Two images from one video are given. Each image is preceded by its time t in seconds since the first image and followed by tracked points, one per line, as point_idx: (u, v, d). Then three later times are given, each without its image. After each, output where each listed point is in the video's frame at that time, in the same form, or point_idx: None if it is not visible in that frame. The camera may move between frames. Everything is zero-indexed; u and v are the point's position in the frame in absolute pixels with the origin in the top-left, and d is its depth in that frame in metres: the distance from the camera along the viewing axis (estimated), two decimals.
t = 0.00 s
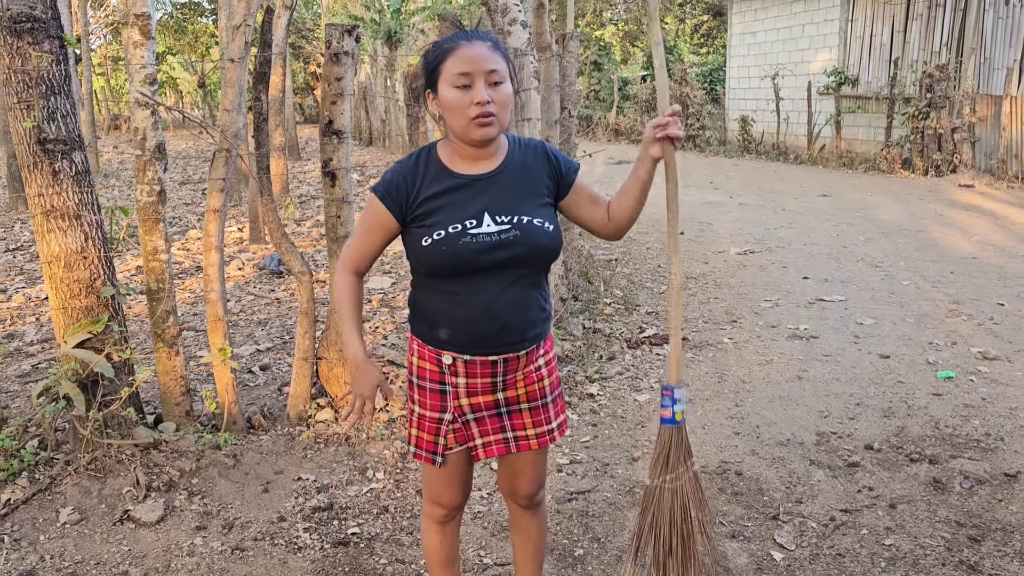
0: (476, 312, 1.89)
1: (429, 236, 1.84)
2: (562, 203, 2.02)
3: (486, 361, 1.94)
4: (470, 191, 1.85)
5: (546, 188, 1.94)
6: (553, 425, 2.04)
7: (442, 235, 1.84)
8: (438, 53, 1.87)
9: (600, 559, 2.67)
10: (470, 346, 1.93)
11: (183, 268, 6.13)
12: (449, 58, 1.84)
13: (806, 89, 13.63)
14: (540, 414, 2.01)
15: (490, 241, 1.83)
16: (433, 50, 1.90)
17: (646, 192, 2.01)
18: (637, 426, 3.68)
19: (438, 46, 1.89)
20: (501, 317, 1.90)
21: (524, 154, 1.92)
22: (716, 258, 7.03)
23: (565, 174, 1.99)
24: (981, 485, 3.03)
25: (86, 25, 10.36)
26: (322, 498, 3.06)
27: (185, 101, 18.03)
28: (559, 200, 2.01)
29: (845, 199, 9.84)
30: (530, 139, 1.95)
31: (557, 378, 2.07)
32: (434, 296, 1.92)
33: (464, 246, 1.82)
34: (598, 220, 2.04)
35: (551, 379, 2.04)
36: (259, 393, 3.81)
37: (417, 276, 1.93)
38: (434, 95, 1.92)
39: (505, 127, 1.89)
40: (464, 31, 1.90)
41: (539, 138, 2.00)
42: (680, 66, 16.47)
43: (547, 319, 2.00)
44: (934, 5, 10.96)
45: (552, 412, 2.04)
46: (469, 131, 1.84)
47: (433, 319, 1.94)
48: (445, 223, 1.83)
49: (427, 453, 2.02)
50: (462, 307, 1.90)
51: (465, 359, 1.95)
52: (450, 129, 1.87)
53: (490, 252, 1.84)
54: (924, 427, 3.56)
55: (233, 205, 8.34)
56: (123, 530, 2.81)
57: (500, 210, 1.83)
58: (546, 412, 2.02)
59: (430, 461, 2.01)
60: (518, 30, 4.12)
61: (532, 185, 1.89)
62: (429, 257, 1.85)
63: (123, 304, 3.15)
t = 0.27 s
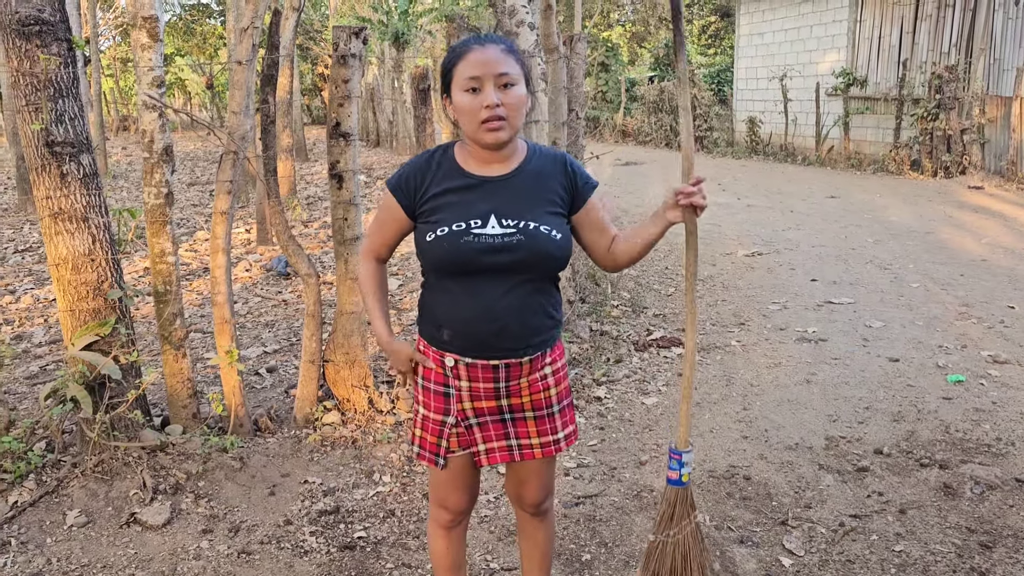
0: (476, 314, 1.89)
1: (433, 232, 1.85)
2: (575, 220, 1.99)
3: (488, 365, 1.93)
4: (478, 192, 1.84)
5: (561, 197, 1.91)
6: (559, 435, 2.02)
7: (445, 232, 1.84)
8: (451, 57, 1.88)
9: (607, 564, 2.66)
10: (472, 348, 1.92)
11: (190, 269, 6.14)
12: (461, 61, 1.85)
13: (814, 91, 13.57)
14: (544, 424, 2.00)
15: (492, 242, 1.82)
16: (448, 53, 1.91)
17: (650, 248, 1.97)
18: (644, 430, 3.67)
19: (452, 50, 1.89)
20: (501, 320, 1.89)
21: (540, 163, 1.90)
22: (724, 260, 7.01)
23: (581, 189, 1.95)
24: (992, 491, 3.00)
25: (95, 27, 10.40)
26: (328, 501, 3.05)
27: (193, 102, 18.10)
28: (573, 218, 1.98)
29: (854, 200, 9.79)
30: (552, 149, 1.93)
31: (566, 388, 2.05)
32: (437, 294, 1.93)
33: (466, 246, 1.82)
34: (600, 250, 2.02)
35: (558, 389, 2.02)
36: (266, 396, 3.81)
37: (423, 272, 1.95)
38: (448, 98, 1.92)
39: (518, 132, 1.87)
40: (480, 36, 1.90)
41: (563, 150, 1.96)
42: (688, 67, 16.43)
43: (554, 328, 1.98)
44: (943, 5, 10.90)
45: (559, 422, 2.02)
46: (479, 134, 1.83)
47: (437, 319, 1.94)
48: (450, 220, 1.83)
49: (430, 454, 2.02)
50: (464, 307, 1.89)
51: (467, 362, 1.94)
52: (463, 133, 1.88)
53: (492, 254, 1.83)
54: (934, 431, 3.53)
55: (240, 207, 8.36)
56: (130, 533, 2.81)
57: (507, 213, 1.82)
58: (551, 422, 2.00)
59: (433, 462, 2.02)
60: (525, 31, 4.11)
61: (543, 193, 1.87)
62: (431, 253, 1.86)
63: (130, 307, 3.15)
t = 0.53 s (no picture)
0: (477, 310, 1.86)
1: (437, 223, 1.83)
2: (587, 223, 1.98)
3: (485, 365, 1.91)
4: (487, 186, 1.82)
5: (570, 200, 1.89)
6: (560, 440, 1.99)
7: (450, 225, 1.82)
8: (468, 53, 1.87)
9: (612, 566, 2.63)
10: (471, 346, 1.90)
11: (195, 267, 6.13)
12: (478, 56, 1.83)
13: (822, 87, 13.48)
14: (545, 428, 1.97)
15: (497, 237, 1.79)
16: (466, 49, 1.90)
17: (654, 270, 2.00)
18: (650, 429, 3.64)
19: (471, 45, 1.88)
20: (501, 318, 1.86)
21: (551, 164, 1.87)
22: (731, 257, 6.96)
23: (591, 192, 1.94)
24: (1002, 492, 2.96)
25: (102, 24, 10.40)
26: (331, 501, 3.04)
27: (200, 99, 18.11)
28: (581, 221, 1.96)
29: (862, 197, 9.73)
30: (567, 152, 1.91)
31: (569, 392, 2.01)
32: (439, 287, 1.91)
33: (469, 239, 1.80)
34: (608, 258, 2.04)
35: (560, 393, 1.98)
36: (270, 394, 3.80)
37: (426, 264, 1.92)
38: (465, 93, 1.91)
39: (531, 130, 1.84)
40: (498, 32, 1.88)
41: (579, 153, 1.94)
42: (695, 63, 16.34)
43: (557, 332, 1.95)
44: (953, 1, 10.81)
45: (559, 428, 1.99)
46: (490, 129, 1.81)
47: (438, 314, 1.92)
48: (456, 213, 1.81)
49: (430, 452, 2.01)
50: (465, 302, 1.87)
51: (465, 360, 1.92)
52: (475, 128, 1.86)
53: (496, 248, 1.80)
54: (943, 431, 3.49)
55: (245, 204, 8.35)
56: (132, 532, 2.80)
57: (514, 209, 1.80)
58: (551, 427, 1.97)
59: (431, 460, 2.00)
60: (530, 28, 4.08)
61: (552, 192, 1.84)
62: (434, 245, 1.84)
63: (133, 305, 3.13)
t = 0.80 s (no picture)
0: (472, 314, 1.80)
1: (431, 227, 1.77)
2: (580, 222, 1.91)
3: (481, 370, 1.85)
4: (482, 187, 1.77)
5: (567, 198, 1.84)
6: (557, 447, 1.94)
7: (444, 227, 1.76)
8: (459, 51, 1.81)
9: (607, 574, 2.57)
10: (465, 351, 1.83)
11: (189, 267, 6.07)
12: (469, 54, 1.77)
13: (822, 85, 13.43)
14: (540, 435, 1.92)
15: (493, 238, 1.74)
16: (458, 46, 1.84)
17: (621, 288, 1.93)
18: (648, 433, 3.59)
19: (464, 42, 1.82)
20: (498, 322, 1.80)
21: (546, 163, 1.82)
22: (730, 257, 6.90)
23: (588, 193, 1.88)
24: (1006, 497, 2.90)
25: (98, 22, 10.33)
26: (322, 507, 2.98)
27: (198, 98, 18.04)
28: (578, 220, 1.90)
29: (862, 196, 9.67)
30: (561, 150, 1.86)
31: (564, 397, 1.97)
32: (431, 292, 1.84)
33: (465, 240, 1.74)
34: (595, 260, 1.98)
35: (555, 398, 1.94)
36: (262, 397, 3.74)
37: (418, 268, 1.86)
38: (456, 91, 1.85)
39: (523, 130, 1.78)
40: (491, 29, 1.82)
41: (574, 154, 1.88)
42: (694, 62, 16.28)
43: (553, 334, 1.90)
44: None
45: (556, 434, 1.94)
46: (479, 129, 1.75)
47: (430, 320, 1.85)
48: (450, 214, 1.76)
49: (422, 463, 1.92)
50: (460, 306, 1.81)
51: (459, 365, 1.85)
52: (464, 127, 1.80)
53: (492, 250, 1.75)
54: (946, 435, 3.43)
55: (242, 204, 8.29)
56: (119, 539, 2.74)
57: (510, 210, 1.75)
58: (547, 433, 1.92)
59: (423, 471, 1.92)
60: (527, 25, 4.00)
61: (548, 191, 1.79)
62: (428, 248, 1.77)
63: (121, 307, 3.08)
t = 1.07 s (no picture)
0: (472, 323, 1.71)
1: (428, 231, 1.65)
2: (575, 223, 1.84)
3: (480, 381, 1.75)
4: (479, 190, 1.69)
5: (564, 200, 1.78)
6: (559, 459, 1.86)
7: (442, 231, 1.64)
8: (450, 44, 1.69)
9: None
10: (463, 362, 1.74)
11: (178, 270, 5.96)
12: (460, 49, 1.66)
13: (816, 84, 13.38)
14: (542, 447, 1.84)
15: (494, 243, 1.66)
16: (447, 39, 1.72)
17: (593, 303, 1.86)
18: (647, 440, 3.51)
19: (452, 34, 1.70)
20: (499, 332, 1.72)
21: (543, 164, 1.76)
22: (727, 257, 6.83)
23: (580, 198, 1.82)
24: (1017, 506, 2.83)
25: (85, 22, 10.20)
26: (313, 519, 2.89)
27: (188, 99, 17.88)
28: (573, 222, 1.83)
29: (859, 195, 9.60)
30: (555, 150, 1.79)
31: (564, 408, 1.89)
32: (426, 302, 1.74)
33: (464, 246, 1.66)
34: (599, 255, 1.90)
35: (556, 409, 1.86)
36: (251, 405, 3.65)
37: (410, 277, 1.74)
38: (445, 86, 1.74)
39: (518, 129, 1.70)
40: (483, 21, 1.70)
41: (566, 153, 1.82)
42: (688, 61, 16.21)
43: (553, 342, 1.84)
44: None
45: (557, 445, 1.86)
46: (474, 131, 1.66)
47: (425, 330, 1.75)
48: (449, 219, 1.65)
49: (418, 481, 1.82)
50: (459, 316, 1.71)
51: (456, 377, 1.75)
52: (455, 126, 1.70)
53: (493, 256, 1.67)
54: (952, 441, 3.36)
55: (232, 206, 8.17)
56: (101, 555, 2.65)
57: (510, 213, 1.68)
58: (549, 445, 1.84)
59: (419, 490, 1.81)
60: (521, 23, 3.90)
61: (547, 193, 1.73)
62: (425, 254, 1.65)
63: (104, 314, 2.97)
